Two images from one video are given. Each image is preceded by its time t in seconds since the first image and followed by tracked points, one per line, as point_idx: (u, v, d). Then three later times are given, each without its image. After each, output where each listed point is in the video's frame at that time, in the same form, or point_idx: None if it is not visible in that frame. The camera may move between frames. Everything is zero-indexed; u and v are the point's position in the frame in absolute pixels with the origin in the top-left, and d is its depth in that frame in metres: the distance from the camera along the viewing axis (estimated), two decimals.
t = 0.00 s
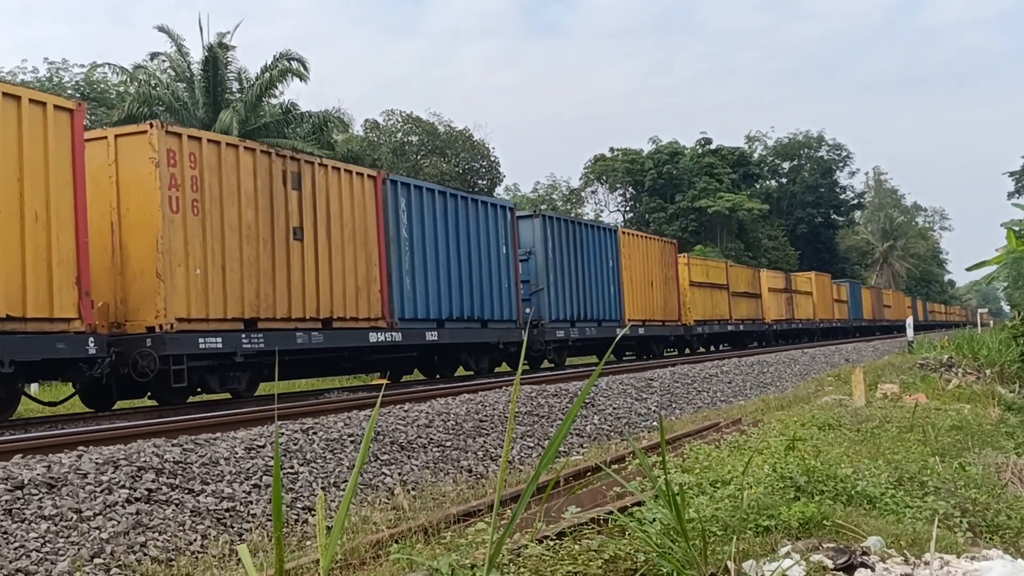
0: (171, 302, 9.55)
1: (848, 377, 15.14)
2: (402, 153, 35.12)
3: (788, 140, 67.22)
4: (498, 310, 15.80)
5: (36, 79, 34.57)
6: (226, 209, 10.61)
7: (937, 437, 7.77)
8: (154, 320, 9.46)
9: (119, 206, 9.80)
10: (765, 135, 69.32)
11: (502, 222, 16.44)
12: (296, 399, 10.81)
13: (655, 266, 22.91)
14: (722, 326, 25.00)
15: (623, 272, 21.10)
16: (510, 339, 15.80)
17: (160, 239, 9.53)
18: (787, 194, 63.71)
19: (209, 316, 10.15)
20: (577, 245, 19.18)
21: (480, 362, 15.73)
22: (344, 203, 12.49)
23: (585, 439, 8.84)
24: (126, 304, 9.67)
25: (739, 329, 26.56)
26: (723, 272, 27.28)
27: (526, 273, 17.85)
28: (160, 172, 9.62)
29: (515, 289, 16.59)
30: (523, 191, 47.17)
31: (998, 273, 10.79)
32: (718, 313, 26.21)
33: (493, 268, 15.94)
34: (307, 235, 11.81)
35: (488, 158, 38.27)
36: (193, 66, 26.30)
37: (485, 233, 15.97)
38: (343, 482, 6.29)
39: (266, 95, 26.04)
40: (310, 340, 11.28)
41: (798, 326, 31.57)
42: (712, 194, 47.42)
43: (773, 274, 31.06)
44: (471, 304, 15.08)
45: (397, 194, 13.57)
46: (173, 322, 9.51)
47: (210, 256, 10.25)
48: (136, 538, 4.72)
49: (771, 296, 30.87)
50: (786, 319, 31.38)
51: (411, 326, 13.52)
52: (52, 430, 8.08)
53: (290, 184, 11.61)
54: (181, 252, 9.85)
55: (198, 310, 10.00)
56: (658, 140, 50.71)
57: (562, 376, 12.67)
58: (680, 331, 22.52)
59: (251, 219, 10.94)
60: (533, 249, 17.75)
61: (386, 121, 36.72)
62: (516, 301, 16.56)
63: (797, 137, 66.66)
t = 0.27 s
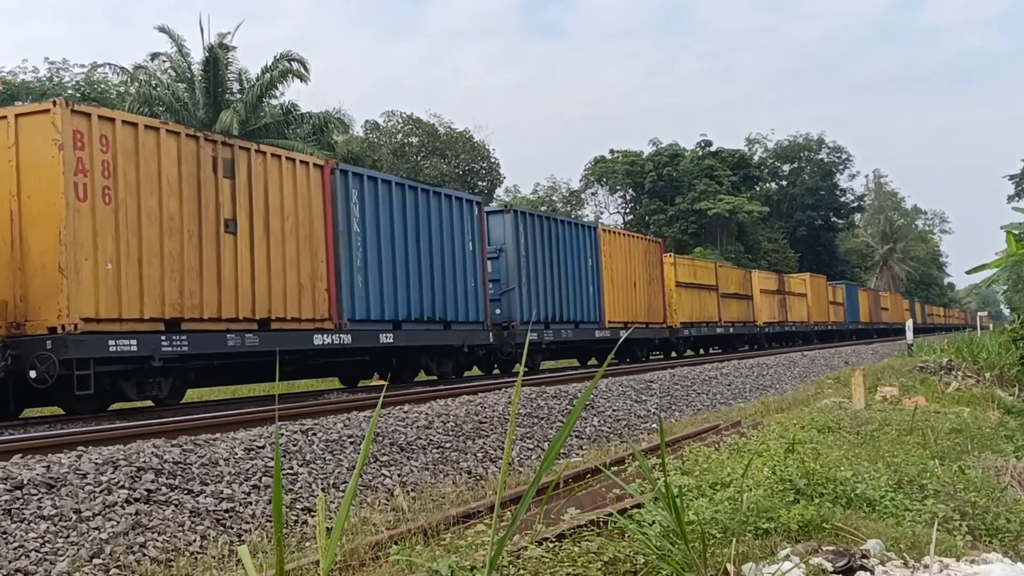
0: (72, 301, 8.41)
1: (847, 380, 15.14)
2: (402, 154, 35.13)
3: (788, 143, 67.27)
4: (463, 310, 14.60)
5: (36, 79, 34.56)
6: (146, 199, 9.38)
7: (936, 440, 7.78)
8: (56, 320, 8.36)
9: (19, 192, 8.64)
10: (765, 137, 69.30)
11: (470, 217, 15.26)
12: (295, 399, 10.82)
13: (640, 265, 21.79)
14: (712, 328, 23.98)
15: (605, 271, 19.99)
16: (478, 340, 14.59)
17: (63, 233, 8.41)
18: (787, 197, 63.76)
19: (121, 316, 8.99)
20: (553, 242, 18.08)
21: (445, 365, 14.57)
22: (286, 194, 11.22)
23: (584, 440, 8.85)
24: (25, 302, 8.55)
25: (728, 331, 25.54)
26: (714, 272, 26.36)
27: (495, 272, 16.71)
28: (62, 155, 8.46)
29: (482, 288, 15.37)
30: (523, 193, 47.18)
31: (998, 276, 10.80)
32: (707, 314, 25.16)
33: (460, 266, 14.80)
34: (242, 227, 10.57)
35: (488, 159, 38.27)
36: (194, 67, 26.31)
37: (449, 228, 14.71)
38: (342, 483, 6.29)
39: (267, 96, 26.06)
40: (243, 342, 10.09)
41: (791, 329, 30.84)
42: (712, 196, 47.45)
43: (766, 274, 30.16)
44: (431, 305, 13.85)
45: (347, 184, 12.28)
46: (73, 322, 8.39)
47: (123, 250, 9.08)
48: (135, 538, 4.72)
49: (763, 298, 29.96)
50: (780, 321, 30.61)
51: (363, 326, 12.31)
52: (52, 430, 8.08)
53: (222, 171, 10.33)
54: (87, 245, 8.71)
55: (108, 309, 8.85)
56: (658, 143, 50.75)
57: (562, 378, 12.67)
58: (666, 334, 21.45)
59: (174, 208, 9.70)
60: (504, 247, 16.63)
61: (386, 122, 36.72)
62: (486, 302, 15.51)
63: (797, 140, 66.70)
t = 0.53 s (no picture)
0: None
1: (846, 381, 15.15)
2: (401, 154, 35.12)
3: (786, 144, 67.34)
4: (423, 311, 13.46)
5: (35, 79, 34.53)
6: (52, 184, 8.20)
7: (935, 441, 7.79)
8: None
9: None
10: (763, 139, 69.32)
11: (432, 210, 14.16)
12: (294, 400, 10.82)
13: (622, 263, 20.78)
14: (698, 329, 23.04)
15: (583, 269, 19.00)
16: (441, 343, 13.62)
17: None
18: (786, 198, 63.83)
19: (20, 316, 7.79)
20: (525, 241, 17.11)
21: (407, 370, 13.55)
22: (220, 184, 10.06)
23: (583, 441, 8.85)
24: None
25: (715, 333, 24.57)
26: (702, 271, 25.57)
27: (462, 270, 15.68)
28: None
29: (443, 288, 14.25)
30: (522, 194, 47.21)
31: (996, 277, 10.81)
32: (693, 315, 24.18)
33: (421, 263, 13.69)
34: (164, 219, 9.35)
35: (487, 160, 38.28)
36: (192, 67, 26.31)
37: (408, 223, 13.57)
38: (341, 484, 6.29)
39: (265, 96, 26.04)
40: (166, 345, 9.00)
41: (783, 330, 30.17)
42: (710, 197, 47.48)
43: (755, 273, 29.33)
44: (386, 305, 12.71)
45: (292, 174, 11.14)
46: None
47: (24, 241, 7.87)
48: (134, 539, 4.72)
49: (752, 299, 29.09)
50: (771, 322, 29.91)
51: (311, 327, 11.16)
52: (50, 431, 8.07)
53: (143, 156, 9.16)
54: None
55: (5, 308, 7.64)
56: (657, 143, 50.81)
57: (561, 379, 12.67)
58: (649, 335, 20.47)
59: (81, 196, 8.46)
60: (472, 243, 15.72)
61: (385, 123, 36.72)
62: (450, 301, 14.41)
63: (795, 141, 66.75)
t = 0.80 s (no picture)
0: None
1: (848, 380, 15.14)
2: (402, 155, 35.12)
3: (787, 143, 67.31)
4: (375, 309, 12.51)
5: (36, 80, 34.57)
6: None
7: (937, 440, 7.78)
8: None
9: None
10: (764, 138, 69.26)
11: (386, 201, 13.18)
12: (296, 400, 10.84)
13: (601, 259, 19.93)
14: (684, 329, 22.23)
15: (558, 266, 18.17)
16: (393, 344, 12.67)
17: None
18: (787, 197, 63.83)
19: None
20: (493, 236, 16.26)
21: (360, 375, 12.74)
22: (133, 168, 9.01)
23: (585, 441, 8.85)
24: None
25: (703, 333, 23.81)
26: (689, 270, 24.83)
27: (424, 266, 14.92)
28: None
29: (399, 284, 13.26)
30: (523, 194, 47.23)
31: (998, 277, 10.80)
32: (679, 314, 23.38)
33: (372, 258, 12.72)
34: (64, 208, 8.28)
35: (488, 160, 38.30)
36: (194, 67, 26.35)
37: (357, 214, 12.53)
38: (342, 484, 6.30)
39: (266, 96, 26.07)
40: (65, 349, 7.98)
41: (776, 329, 29.54)
42: (712, 197, 47.48)
43: (743, 271, 28.61)
44: (332, 303, 11.75)
45: (221, 159, 10.10)
46: None
47: None
48: (136, 539, 4.72)
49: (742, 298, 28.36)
50: (764, 322, 29.22)
51: (244, 328, 10.20)
52: (53, 431, 8.09)
53: (40, 137, 8.09)
54: None
55: None
56: (658, 143, 50.83)
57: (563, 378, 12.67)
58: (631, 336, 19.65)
59: None
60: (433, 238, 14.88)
61: (386, 123, 36.73)
62: (408, 299, 13.47)
63: (796, 141, 66.72)
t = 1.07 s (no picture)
0: None
1: (849, 380, 15.13)
2: (402, 155, 35.13)
3: (788, 143, 67.28)
4: (321, 307, 11.63)
5: (37, 81, 34.60)
6: None
7: (937, 440, 7.77)
8: None
9: None
10: (765, 138, 69.26)
11: (334, 191, 12.23)
12: (297, 401, 10.85)
13: (583, 256, 18.85)
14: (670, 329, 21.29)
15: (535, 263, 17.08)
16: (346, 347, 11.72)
17: None
18: (788, 198, 63.83)
19: None
20: (459, 229, 15.07)
21: (305, 379, 11.69)
22: (35, 149, 8.00)
23: (586, 441, 8.86)
24: None
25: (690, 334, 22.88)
26: (676, 268, 23.93)
27: (381, 261, 13.81)
28: None
29: (350, 282, 12.34)
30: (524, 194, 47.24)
31: (999, 276, 10.78)
32: (665, 314, 22.42)
33: (319, 253, 11.79)
34: None
35: (489, 161, 38.31)
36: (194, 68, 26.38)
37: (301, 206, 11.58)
38: (343, 484, 6.30)
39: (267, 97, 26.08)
40: None
41: (771, 330, 28.72)
42: (712, 197, 47.49)
43: (735, 269, 27.72)
44: (271, 300, 10.86)
45: (139, 142, 9.14)
46: None
47: None
48: (137, 540, 4.73)
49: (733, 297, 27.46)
50: (757, 322, 28.39)
51: (166, 329, 9.31)
52: (55, 432, 8.10)
53: None
54: None
55: None
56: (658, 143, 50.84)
57: (563, 379, 12.67)
58: (612, 337, 18.68)
59: None
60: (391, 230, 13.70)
61: (386, 123, 36.74)
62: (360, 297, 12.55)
63: (797, 141, 66.70)
